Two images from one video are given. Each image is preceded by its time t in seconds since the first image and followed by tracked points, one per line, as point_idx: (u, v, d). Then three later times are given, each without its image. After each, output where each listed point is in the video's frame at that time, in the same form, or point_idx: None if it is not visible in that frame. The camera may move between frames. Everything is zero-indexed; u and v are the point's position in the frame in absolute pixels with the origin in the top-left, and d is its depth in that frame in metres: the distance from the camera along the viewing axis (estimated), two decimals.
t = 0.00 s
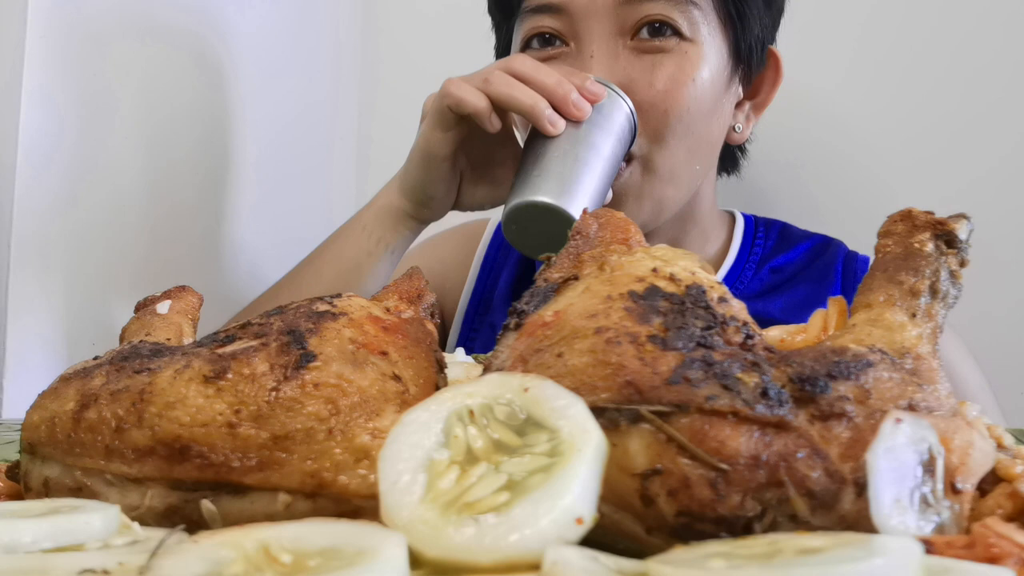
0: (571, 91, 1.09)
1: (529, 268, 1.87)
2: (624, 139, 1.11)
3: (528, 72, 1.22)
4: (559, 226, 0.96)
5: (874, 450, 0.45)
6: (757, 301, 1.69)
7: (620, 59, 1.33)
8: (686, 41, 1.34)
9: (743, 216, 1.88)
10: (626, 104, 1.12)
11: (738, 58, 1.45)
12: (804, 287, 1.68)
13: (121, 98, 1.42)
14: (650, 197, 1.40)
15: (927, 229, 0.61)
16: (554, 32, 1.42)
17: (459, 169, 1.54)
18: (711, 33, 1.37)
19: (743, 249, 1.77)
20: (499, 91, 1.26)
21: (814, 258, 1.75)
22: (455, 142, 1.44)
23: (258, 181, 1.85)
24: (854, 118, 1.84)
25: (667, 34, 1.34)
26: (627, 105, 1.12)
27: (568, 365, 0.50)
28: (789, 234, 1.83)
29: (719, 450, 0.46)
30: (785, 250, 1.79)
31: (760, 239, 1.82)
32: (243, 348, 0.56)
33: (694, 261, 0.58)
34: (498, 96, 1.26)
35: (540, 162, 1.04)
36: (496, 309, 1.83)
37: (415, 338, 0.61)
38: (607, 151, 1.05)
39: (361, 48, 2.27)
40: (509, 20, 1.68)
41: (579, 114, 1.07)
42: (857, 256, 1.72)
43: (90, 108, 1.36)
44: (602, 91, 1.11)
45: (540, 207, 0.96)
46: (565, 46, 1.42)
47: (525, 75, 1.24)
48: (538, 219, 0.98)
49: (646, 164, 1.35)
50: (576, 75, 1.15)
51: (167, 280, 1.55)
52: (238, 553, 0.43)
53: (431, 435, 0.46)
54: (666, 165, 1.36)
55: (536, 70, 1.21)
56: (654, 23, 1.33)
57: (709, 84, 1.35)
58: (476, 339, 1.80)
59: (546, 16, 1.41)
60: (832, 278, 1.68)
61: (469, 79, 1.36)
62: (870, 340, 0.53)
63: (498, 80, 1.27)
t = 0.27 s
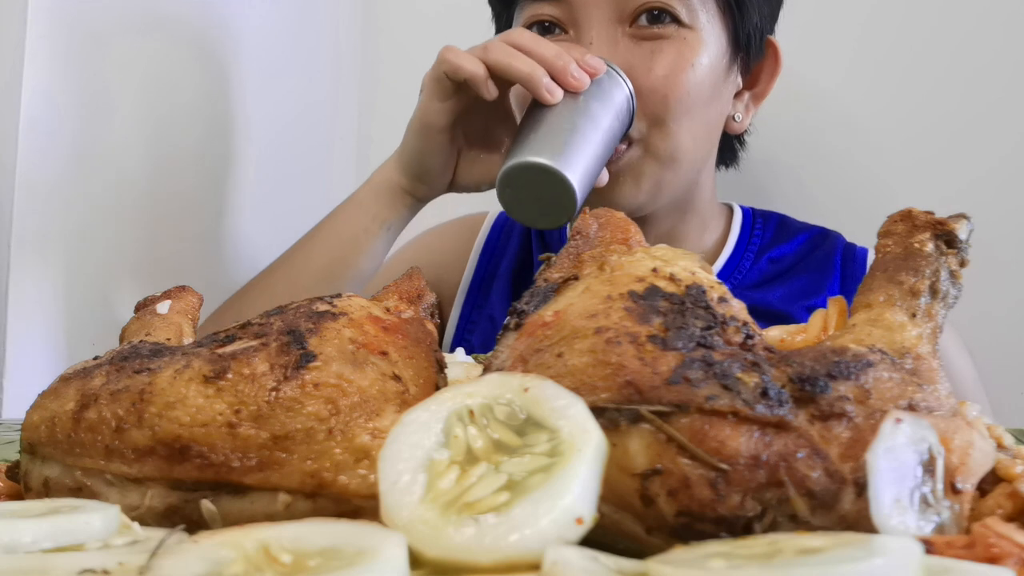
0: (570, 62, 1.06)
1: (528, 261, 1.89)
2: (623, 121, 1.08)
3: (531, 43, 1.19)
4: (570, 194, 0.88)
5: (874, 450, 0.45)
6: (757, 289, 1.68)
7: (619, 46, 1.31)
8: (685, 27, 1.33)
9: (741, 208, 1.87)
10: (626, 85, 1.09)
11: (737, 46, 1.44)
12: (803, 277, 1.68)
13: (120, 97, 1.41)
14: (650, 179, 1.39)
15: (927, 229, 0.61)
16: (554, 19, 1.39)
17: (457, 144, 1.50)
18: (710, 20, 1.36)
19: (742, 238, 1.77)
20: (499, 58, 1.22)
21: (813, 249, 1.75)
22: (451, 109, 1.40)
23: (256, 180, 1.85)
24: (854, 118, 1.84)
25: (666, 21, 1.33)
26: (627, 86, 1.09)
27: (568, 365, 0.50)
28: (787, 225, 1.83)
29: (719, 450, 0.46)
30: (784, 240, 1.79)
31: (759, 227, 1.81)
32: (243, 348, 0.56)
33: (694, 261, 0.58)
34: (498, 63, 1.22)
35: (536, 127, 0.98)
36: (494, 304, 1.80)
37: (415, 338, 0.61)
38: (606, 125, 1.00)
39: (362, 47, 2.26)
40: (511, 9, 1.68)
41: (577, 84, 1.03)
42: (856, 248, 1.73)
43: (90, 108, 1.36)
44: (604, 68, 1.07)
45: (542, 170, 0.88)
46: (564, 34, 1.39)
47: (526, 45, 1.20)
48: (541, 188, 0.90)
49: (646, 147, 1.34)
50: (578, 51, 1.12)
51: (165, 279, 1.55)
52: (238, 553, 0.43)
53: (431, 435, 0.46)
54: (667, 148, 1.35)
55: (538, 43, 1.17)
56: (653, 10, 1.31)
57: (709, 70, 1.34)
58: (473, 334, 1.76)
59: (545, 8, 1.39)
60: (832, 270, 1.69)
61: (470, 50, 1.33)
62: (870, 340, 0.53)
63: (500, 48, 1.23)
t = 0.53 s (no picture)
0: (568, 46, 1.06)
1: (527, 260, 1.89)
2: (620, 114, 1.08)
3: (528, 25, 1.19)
4: (565, 163, 0.87)
5: (874, 450, 0.45)
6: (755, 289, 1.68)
7: (616, 42, 1.31)
8: (681, 24, 1.33)
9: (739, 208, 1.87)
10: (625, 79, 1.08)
11: (733, 42, 1.44)
12: (802, 276, 1.68)
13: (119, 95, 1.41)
14: (646, 176, 1.38)
15: (927, 229, 0.61)
16: (551, 18, 1.39)
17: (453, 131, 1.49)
18: (706, 16, 1.36)
19: (738, 241, 1.76)
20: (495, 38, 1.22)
21: (811, 249, 1.75)
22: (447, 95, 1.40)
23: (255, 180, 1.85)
24: (854, 118, 1.84)
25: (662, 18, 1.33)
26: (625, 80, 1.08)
27: (568, 365, 0.50)
28: (784, 224, 1.83)
29: (719, 450, 0.46)
30: (782, 240, 1.78)
31: (756, 227, 1.81)
32: (243, 348, 0.56)
33: (694, 261, 0.58)
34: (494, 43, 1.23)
35: (535, 103, 0.98)
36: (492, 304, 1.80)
37: (415, 338, 0.61)
38: (604, 110, 0.99)
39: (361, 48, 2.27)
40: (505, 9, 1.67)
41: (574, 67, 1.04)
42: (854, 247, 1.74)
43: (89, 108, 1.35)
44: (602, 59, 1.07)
45: (535, 138, 0.87)
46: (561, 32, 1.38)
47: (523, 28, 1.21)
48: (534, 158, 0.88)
49: (642, 143, 1.34)
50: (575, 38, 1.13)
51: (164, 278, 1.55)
52: (238, 553, 0.43)
53: (431, 435, 0.46)
54: (664, 144, 1.35)
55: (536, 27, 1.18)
56: (649, 6, 1.32)
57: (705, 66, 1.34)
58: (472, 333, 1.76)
59: (542, 6, 1.39)
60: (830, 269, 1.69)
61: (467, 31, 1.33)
62: (870, 340, 0.53)
63: (496, 29, 1.24)
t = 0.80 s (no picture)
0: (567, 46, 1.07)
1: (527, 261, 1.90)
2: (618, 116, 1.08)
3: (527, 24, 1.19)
4: (562, 157, 0.87)
5: (875, 450, 0.45)
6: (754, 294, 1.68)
7: (613, 46, 1.31)
8: (679, 27, 1.33)
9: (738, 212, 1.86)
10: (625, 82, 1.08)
11: (731, 45, 1.43)
12: (802, 279, 1.68)
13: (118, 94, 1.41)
14: (643, 181, 1.39)
15: (927, 229, 0.61)
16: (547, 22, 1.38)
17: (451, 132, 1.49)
18: (703, 19, 1.36)
19: (737, 246, 1.76)
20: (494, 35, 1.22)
21: (811, 253, 1.75)
22: (445, 94, 1.40)
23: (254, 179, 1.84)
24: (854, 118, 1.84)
25: (659, 22, 1.33)
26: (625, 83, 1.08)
27: (568, 365, 0.50)
28: (784, 228, 1.83)
29: (719, 450, 0.46)
30: (781, 244, 1.78)
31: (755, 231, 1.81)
32: (243, 348, 0.56)
33: (694, 261, 0.58)
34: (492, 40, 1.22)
35: (533, 98, 0.97)
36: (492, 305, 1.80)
37: (415, 338, 0.61)
38: (602, 111, 0.99)
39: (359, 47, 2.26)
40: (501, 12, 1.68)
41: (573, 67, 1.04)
42: (854, 250, 1.74)
43: (89, 108, 1.35)
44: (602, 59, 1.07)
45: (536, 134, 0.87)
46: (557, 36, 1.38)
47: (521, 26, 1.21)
48: (532, 152, 0.88)
49: (640, 149, 1.33)
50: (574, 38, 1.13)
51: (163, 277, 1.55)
52: (238, 553, 0.43)
53: (431, 434, 0.46)
54: (661, 148, 1.34)
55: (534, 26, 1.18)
56: (646, 10, 1.32)
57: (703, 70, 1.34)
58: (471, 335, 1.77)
59: (540, 9, 1.39)
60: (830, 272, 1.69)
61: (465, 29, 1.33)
62: (870, 340, 0.53)
63: (494, 27, 1.24)
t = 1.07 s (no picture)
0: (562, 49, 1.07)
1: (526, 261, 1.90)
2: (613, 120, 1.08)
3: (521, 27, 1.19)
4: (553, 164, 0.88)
5: (875, 450, 0.45)
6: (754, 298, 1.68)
7: (609, 51, 1.31)
8: (675, 32, 1.33)
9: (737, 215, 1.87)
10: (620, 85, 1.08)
11: (728, 49, 1.43)
12: (801, 282, 1.68)
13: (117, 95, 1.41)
14: (641, 187, 1.38)
15: (927, 229, 0.61)
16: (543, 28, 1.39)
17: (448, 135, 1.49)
18: (699, 24, 1.36)
19: (737, 247, 1.77)
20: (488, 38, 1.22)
21: (811, 256, 1.75)
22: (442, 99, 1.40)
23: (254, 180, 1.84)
24: (854, 118, 1.84)
25: (655, 27, 1.33)
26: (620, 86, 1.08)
27: (568, 365, 0.50)
28: (783, 231, 1.84)
29: (719, 450, 0.46)
30: (781, 247, 1.78)
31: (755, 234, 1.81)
32: (243, 348, 0.56)
33: (693, 261, 0.58)
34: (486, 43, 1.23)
35: (528, 99, 0.97)
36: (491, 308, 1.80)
37: (416, 338, 0.61)
38: (598, 114, 0.99)
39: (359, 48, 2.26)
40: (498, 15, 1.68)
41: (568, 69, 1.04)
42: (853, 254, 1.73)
43: (89, 108, 1.35)
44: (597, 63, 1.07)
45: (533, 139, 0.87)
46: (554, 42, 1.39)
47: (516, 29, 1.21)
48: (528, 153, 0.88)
49: (636, 153, 1.33)
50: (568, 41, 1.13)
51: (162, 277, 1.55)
52: (238, 553, 0.43)
53: (431, 435, 0.46)
54: (657, 153, 1.34)
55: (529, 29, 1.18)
56: (642, 15, 1.32)
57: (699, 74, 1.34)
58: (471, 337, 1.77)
59: (538, 12, 1.39)
60: (829, 275, 1.68)
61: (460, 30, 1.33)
62: (870, 340, 0.53)
63: (489, 29, 1.24)
